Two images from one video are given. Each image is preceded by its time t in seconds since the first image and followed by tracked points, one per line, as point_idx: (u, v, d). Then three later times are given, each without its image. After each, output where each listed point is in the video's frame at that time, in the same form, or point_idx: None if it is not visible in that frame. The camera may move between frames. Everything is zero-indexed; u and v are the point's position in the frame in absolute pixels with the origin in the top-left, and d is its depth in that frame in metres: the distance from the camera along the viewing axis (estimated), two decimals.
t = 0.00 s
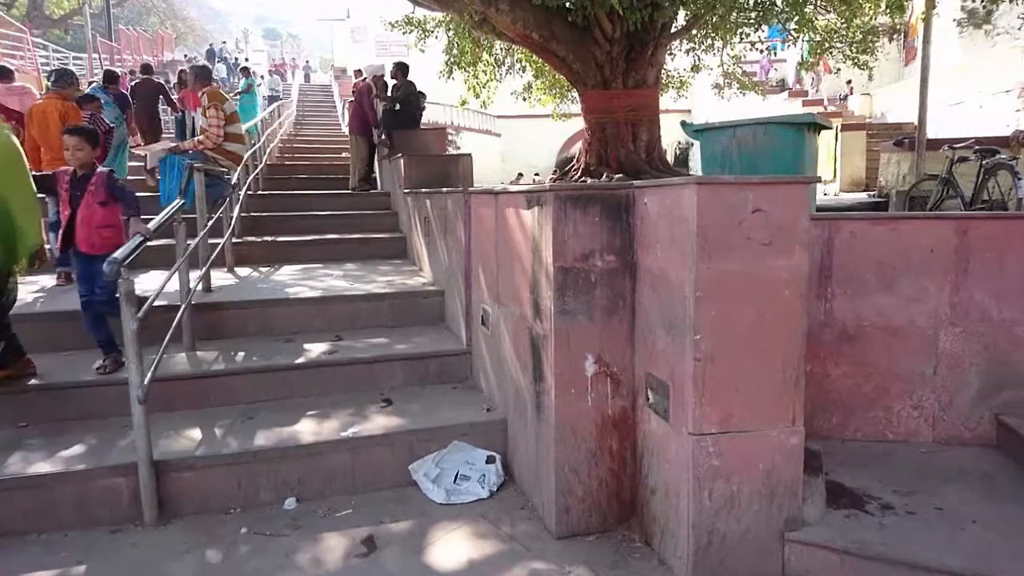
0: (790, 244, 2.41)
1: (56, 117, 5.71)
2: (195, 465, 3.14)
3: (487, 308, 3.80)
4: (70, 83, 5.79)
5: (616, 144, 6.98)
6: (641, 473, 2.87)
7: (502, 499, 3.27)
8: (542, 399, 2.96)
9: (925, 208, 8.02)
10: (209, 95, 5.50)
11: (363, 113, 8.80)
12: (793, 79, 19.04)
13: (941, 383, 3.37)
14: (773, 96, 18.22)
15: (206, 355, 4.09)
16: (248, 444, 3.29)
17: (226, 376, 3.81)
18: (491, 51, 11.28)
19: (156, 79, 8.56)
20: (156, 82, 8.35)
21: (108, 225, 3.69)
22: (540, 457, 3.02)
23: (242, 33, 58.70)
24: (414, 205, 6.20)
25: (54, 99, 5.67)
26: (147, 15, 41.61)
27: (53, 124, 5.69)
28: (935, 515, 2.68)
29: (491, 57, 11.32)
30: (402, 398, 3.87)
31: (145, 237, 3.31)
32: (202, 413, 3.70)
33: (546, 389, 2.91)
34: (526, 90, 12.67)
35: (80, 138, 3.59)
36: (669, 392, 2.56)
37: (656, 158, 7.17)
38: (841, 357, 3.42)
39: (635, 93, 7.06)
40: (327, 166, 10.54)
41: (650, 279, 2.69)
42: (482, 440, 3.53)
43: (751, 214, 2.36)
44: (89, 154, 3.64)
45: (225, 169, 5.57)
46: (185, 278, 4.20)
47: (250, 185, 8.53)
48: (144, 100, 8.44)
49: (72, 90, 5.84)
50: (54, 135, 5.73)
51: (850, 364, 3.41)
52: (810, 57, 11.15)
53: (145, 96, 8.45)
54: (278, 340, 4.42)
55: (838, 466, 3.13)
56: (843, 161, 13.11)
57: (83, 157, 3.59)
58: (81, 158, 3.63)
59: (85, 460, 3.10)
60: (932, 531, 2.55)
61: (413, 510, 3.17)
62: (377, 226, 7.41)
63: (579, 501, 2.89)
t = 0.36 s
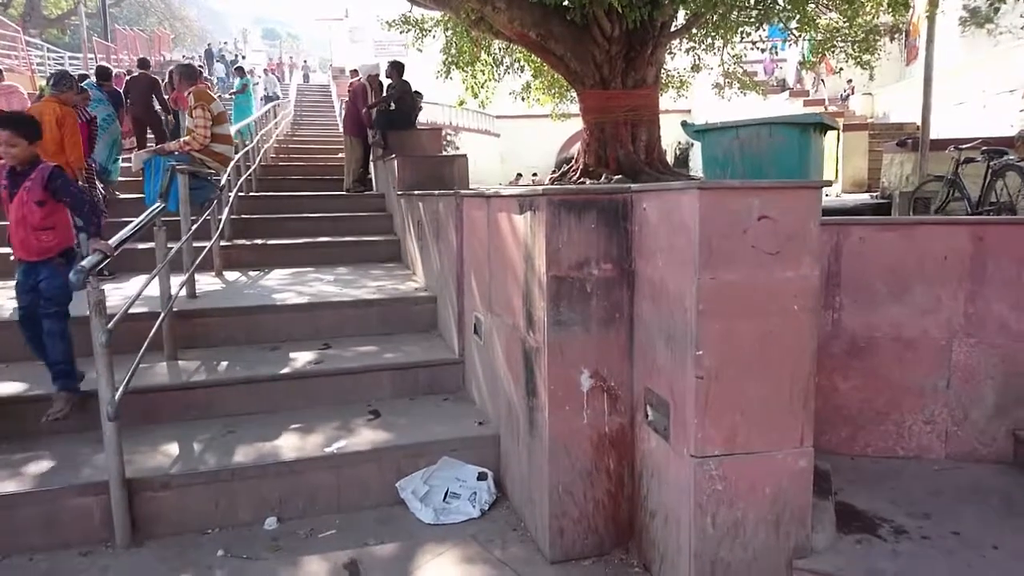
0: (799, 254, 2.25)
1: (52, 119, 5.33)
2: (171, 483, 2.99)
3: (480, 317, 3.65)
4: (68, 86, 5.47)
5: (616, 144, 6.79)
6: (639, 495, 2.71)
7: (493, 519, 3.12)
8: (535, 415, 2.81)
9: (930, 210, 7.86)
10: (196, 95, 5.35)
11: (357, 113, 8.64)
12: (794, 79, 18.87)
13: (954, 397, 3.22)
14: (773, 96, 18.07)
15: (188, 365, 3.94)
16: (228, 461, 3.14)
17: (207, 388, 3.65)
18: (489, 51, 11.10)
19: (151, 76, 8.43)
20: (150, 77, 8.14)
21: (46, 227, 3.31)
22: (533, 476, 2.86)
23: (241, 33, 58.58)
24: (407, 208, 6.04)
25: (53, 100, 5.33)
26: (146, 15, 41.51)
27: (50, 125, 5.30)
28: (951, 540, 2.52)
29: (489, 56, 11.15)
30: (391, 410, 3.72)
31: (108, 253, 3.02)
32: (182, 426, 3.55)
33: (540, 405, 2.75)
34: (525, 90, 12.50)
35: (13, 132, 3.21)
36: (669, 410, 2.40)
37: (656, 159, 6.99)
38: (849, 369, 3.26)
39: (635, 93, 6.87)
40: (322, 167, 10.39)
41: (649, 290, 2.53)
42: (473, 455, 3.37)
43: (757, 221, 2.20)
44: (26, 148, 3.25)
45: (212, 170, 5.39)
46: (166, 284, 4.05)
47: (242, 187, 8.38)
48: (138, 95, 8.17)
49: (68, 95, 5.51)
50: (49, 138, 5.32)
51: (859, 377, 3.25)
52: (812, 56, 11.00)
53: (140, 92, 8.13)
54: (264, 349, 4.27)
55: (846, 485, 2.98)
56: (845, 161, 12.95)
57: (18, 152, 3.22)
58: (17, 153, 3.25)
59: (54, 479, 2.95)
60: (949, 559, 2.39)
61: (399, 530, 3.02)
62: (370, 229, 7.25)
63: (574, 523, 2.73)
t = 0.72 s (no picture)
0: (813, 256, 2.09)
1: (52, 120, 5.20)
2: (147, 498, 2.84)
3: (474, 321, 3.49)
4: (75, 87, 5.21)
5: (616, 142, 6.58)
6: (641, 511, 2.55)
7: (487, 535, 2.96)
8: (532, 427, 2.65)
9: (936, 210, 7.70)
10: (183, 92, 5.19)
11: (352, 112, 8.48)
12: (796, 79, 18.71)
13: (972, 407, 3.06)
14: (775, 96, 17.91)
15: (170, 372, 3.79)
16: (208, 474, 2.98)
17: (189, 396, 3.51)
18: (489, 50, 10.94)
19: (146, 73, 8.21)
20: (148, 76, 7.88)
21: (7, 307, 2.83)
22: (529, 491, 2.70)
23: (241, 34, 58.44)
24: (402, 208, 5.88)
25: (54, 102, 5.15)
26: (145, 16, 41.38)
27: (47, 126, 5.17)
28: (973, 562, 2.37)
29: (489, 55, 10.93)
30: (382, 419, 3.56)
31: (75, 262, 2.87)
32: (162, 438, 3.40)
33: (536, 416, 2.60)
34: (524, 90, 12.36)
35: None
36: (673, 424, 2.24)
37: (657, 159, 6.81)
38: (861, 377, 3.10)
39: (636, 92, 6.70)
40: (318, 167, 10.24)
41: (652, 294, 2.37)
42: (466, 468, 3.21)
43: (768, 221, 2.04)
44: None
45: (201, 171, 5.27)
46: (149, 286, 3.90)
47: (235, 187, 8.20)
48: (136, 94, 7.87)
49: (77, 94, 5.28)
50: (46, 138, 5.20)
51: (870, 386, 3.10)
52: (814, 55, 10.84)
53: (138, 89, 7.80)
54: (251, 354, 4.12)
55: (859, 500, 2.82)
56: (848, 162, 12.79)
57: None
58: None
59: (21, 495, 2.79)
60: None
61: (387, 548, 2.86)
62: (366, 229, 7.08)
63: (572, 542, 2.57)
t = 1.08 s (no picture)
0: (841, 261, 1.90)
1: (45, 116, 5.01)
2: (120, 519, 2.65)
3: (471, 327, 3.30)
4: (69, 84, 5.09)
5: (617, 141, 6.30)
6: (651, 535, 2.36)
7: (484, 558, 2.77)
8: (532, 444, 2.46)
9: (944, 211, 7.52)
10: (169, 87, 5.02)
11: (347, 110, 8.31)
12: (796, 79, 18.51)
13: (999, 420, 2.88)
14: (775, 96, 17.72)
15: (151, 380, 3.60)
16: (186, 492, 2.80)
17: (169, 407, 3.32)
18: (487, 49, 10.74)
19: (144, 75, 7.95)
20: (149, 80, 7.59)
21: None
22: (530, 513, 2.51)
23: (237, 33, 58.10)
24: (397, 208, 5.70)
25: (47, 97, 4.98)
26: (141, 14, 41.00)
27: (39, 122, 4.98)
28: None
29: (486, 53, 10.72)
30: (374, 431, 3.38)
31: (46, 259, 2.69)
32: (141, 451, 3.21)
33: (536, 432, 2.41)
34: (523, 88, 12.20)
35: None
36: (688, 443, 2.06)
37: (658, 159, 6.63)
38: (882, 388, 2.92)
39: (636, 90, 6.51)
40: (313, 166, 10.04)
41: (664, 302, 2.18)
42: (462, 484, 3.02)
43: (794, 222, 1.86)
44: None
45: (187, 169, 5.09)
46: (128, 289, 3.70)
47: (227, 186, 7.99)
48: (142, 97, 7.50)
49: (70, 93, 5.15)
50: (38, 135, 5.01)
51: (891, 397, 2.92)
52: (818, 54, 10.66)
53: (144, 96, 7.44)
54: (237, 361, 3.92)
55: (882, 521, 2.64)
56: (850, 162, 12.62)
57: None
58: None
59: None
60: None
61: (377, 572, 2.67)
62: (359, 230, 6.87)
63: (576, 568, 2.39)
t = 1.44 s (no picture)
0: (888, 276, 1.71)
1: (28, 116, 4.78)
2: (94, 551, 2.45)
3: (473, 340, 3.10)
4: (53, 83, 4.84)
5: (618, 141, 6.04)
6: (671, 572, 2.17)
7: None
8: (540, 471, 2.26)
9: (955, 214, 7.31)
10: (156, 85, 4.81)
11: (344, 111, 8.17)
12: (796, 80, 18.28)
13: None
14: (776, 95, 17.52)
15: (133, 396, 3.40)
16: (166, 520, 2.60)
17: (151, 425, 3.12)
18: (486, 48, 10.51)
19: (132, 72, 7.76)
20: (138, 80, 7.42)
21: None
22: (538, 546, 2.32)
23: (234, 33, 57.85)
24: (393, 211, 5.51)
25: (29, 97, 4.74)
26: (136, 14, 40.78)
27: (23, 122, 4.76)
28: None
29: (484, 52, 10.50)
30: (369, 450, 3.18)
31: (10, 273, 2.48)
32: (121, 473, 3.01)
33: (545, 459, 2.21)
34: (521, 88, 11.98)
35: None
36: (716, 476, 1.86)
37: (661, 160, 6.30)
38: (914, 407, 2.73)
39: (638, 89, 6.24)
40: (308, 167, 9.84)
41: (687, 320, 1.99)
42: (464, 510, 2.82)
43: (837, 234, 1.67)
44: None
45: (174, 171, 4.89)
46: (109, 298, 3.49)
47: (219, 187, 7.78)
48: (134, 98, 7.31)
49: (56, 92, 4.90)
50: (22, 136, 4.79)
51: (924, 416, 2.73)
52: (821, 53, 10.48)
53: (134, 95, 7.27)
54: (225, 374, 3.72)
55: (918, 552, 2.45)
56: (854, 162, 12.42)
57: None
58: None
59: None
60: None
61: None
62: (356, 232, 6.66)
63: None
